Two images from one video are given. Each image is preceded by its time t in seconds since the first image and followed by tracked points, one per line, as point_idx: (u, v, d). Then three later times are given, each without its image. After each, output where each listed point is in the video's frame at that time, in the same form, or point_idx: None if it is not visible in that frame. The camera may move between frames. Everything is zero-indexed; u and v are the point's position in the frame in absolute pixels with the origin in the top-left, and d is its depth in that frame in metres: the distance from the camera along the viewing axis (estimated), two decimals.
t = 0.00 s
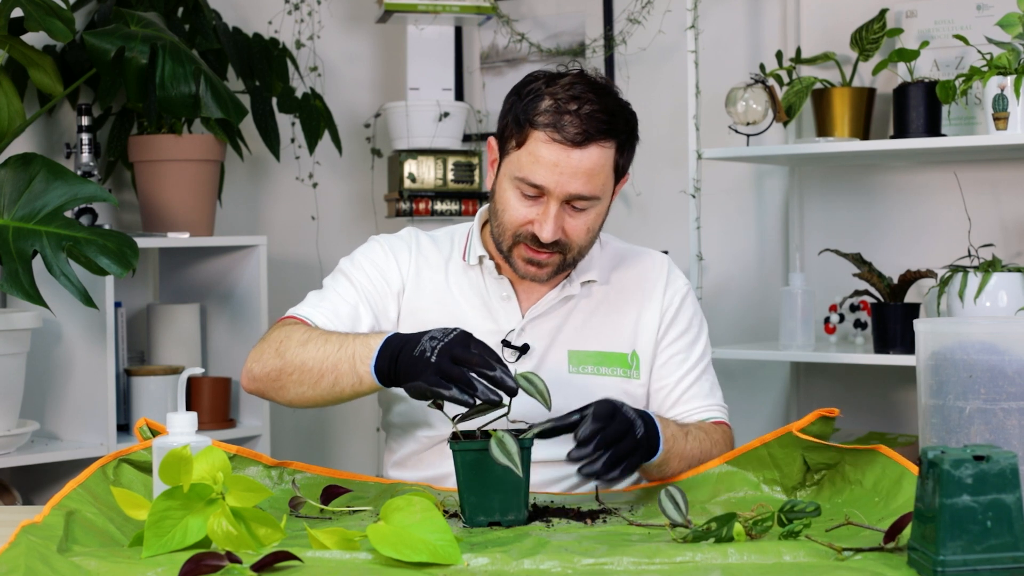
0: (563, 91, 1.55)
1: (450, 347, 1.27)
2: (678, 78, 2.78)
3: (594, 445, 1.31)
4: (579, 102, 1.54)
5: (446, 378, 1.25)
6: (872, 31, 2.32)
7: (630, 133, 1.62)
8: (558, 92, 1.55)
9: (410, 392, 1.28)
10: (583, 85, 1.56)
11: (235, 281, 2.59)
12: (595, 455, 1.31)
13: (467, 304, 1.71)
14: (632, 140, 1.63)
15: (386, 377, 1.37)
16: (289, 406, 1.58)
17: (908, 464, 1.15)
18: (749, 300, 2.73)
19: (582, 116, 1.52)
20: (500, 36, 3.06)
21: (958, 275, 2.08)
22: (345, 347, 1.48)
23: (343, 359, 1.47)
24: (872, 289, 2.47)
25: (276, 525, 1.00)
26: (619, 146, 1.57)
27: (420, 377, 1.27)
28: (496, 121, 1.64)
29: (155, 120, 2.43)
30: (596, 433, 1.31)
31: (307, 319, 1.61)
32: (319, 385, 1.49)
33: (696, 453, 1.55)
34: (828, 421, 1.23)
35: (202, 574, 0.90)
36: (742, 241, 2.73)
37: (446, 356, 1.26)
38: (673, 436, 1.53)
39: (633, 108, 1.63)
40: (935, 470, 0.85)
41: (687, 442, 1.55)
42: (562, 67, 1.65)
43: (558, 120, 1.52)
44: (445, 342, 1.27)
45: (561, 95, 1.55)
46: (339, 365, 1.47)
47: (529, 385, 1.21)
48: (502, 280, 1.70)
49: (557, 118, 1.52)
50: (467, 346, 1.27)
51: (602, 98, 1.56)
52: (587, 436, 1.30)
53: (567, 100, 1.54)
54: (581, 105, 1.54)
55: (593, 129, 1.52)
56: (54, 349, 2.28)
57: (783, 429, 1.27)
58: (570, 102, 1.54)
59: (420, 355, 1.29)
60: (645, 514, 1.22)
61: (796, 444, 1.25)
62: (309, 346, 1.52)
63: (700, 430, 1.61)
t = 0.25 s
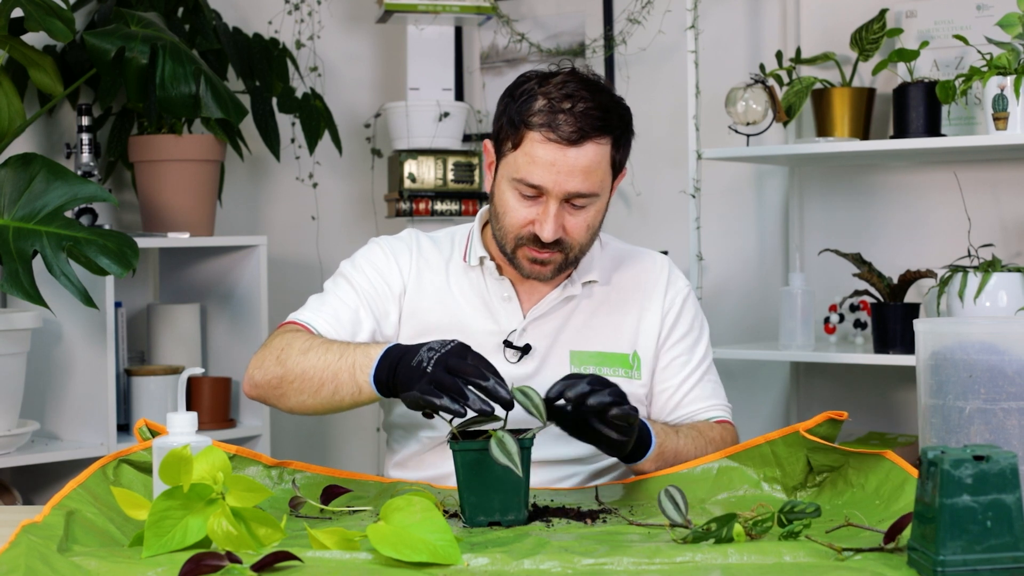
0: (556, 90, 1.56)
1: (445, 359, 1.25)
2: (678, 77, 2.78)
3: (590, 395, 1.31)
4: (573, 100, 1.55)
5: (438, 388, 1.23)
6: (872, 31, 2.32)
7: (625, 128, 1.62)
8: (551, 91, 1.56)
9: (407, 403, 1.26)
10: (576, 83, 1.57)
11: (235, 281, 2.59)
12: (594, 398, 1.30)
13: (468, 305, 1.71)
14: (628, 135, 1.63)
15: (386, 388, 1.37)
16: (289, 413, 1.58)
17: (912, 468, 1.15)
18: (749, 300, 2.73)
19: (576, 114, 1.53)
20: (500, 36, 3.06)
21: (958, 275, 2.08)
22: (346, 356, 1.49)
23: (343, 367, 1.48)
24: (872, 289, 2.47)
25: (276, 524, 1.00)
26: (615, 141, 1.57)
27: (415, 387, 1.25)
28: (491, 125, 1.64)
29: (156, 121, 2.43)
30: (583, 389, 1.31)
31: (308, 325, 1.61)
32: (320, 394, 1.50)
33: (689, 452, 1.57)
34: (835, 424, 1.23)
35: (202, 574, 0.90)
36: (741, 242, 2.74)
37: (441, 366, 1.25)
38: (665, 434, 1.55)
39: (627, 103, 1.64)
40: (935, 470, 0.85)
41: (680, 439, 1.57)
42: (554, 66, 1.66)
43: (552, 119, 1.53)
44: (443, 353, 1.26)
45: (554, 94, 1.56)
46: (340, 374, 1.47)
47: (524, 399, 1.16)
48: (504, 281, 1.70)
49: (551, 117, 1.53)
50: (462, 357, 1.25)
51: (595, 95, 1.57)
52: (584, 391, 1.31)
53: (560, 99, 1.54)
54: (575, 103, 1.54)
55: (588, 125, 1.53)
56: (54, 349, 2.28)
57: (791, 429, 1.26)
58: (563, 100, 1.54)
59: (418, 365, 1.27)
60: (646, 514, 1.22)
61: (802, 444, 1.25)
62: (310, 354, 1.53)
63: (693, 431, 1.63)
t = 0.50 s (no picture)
0: (548, 88, 1.56)
1: (445, 364, 1.25)
2: (678, 77, 2.78)
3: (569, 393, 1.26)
4: (565, 97, 1.55)
5: (437, 394, 1.22)
6: (871, 31, 2.32)
7: (619, 124, 1.62)
8: (543, 89, 1.56)
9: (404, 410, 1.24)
10: (568, 81, 1.57)
11: (235, 281, 2.59)
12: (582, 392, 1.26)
13: (467, 305, 1.71)
14: (622, 132, 1.64)
15: (386, 394, 1.36)
16: (290, 416, 1.58)
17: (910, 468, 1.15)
18: (748, 300, 2.73)
19: (568, 111, 1.53)
20: (500, 37, 3.06)
21: (958, 275, 2.08)
22: (346, 359, 1.48)
23: (343, 371, 1.48)
24: (872, 289, 2.47)
25: (276, 524, 1.00)
26: (608, 137, 1.58)
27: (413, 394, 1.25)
28: (485, 125, 1.65)
29: (156, 121, 2.43)
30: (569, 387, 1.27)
31: (309, 327, 1.61)
32: (320, 397, 1.50)
33: (681, 450, 1.56)
34: (835, 424, 1.23)
35: (202, 574, 0.90)
36: (741, 242, 2.74)
37: (441, 373, 1.24)
38: (656, 432, 1.54)
39: (619, 100, 1.64)
40: (935, 470, 0.85)
41: (670, 437, 1.56)
42: (546, 65, 1.66)
43: (545, 117, 1.53)
44: (441, 359, 1.26)
45: (547, 91, 1.56)
46: (340, 377, 1.47)
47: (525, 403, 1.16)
48: (502, 281, 1.70)
49: (544, 115, 1.53)
50: (461, 363, 1.24)
51: (587, 91, 1.57)
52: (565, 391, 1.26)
53: (552, 96, 1.55)
54: (567, 100, 1.55)
55: (580, 122, 1.53)
56: (53, 349, 2.28)
57: (792, 429, 1.27)
58: (555, 98, 1.55)
59: (418, 371, 1.27)
60: (646, 514, 1.22)
61: (802, 444, 1.25)
62: (311, 358, 1.53)
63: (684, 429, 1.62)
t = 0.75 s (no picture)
0: (540, 87, 1.56)
1: (445, 369, 1.25)
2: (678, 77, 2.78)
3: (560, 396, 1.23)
4: (556, 96, 1.56)
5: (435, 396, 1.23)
6: (871, 32, 2.32)
7: (612, 122, 1.62)
8: (534, 89, 1.56)
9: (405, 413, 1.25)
10: (559, 80, 1.58)
11: (235, 281, 2.59)
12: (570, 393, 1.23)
13: (464, 306, 1.71)
14: (615, 130, 1.64)
15: (387, 402, 1.36)
16: (291, 422, 1.59)
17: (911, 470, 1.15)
18: (748, 301, 2.73)
19: (560, 110, 1.54)
20: (500, 37, 3.06)
21: (958, 275, 2.08)
22: (349, 369, 1.49)
23: (346, 380, 1.48)
24: (872, 289, 2.47)
25: (276, 524, 1.00)
26: (600, 136, 1.58)
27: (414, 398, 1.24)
28: (478, 126, 1.65)
29: (156, 121, 2.43)
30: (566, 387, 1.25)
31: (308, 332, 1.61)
32: (322, 405, 1.50)
33: (677, 446, 1.56)
34: (837, 424, 1.23)
35: (202, 574, 0.90)
36: (741, 242, 2.74)
37: (440, 377, 1.25)
38: (652, 428, 1.53)
39: (612, 98, 1.65)
40: (935, 470, 0.85)
41: (667, 432, 1.56)
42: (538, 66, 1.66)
43: (536, 116, 1.53)
44: (442, 364, 1.26)
45: (539, 91, 1.56)
46: (342, 386, 1.48)
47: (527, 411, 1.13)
48: (499, 282, 1.70)
49: (535, 114, 1.53)
50: (462, 368, 1.24)
51: (579, 90, 1.58)
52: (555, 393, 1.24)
53: (543, 96, 1.55)
54: (558, 99, 1.55)
55: (572, 121, 1.54)
56: (53, 349, 2.28)
57: (793, 428, 1.27)
58: (547, 97, 1.55)
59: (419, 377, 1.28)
60: (647, 514, 1.22)
61: (803, 444, 1.25)
62: (313, 365, 1.53)
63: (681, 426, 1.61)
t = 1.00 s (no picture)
0: (535, 86, 1.57)
1: (442, 374, 1.24)
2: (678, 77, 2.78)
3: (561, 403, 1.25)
4: (552, 95, 1.56)
5: (431, 401, 1.22)
6: (871, 32, 2.32)
7: (608, 120, 1.63)
8: (530, 87, 1.57)
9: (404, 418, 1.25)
10: (554, 79, 1.58)
11: (235, 281, 2.59)
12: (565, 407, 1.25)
13: (462, 306, 1.71)
14: (612, 128, 1.64)
15: (386, 407, 1.36)
16: (290, 425, 1.59)
17: (911, 471, 1.15)
18: (748, 301, 2.73)
19: (555, 108, 1.54)
20: (500, 37, 3.06)
21: (958, 275, 2.08)
22: (349, 374, 1.49)
23: (346, 386, 1.49)
24: (872, 289, 2.47)
25: (276, 524, 1.00)
26: (596, 134, 1.58)
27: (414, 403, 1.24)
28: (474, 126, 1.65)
29: (155, 121, 2.43)
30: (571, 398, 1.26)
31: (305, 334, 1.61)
32: (322, 410, 1.50)
33: (672, 439, 1.56)
34: (839, 425, 1.24)
35: (202, 574, 0.90)
36: (741, 242, 2.74)
37: (437, 381, 1.24)
38: (646, 418, 1.53)
39: (608, 96, 1.65)
40: (935, 470, 0.85)
41: (661, 423, 1.55)
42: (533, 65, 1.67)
43: (532, 114, 1.54)
44: (440, 368, 1.26)
45: (534, 89, 1.57)
46: (343, 391, 1.48)
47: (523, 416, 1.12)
48: (497, 282, 1.69)
49: (530, 112, 1.54)
50: (459, 372, 1.24)
51: (574, 89, 1.58)
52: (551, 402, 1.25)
53: (538, 94, 1.56)
54: (553, 97, 1.56)
55: (567, 118, 1.54)
56: (53, 349, 2.28)
57: (794, 429, 1.27)
58: (542, 95, 1.56)
59: (417, 382, 1.28)
60: (647, 514, 1.22)
61: (805, 444, 1.25)
62: (313, 370, 1.53)
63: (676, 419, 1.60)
